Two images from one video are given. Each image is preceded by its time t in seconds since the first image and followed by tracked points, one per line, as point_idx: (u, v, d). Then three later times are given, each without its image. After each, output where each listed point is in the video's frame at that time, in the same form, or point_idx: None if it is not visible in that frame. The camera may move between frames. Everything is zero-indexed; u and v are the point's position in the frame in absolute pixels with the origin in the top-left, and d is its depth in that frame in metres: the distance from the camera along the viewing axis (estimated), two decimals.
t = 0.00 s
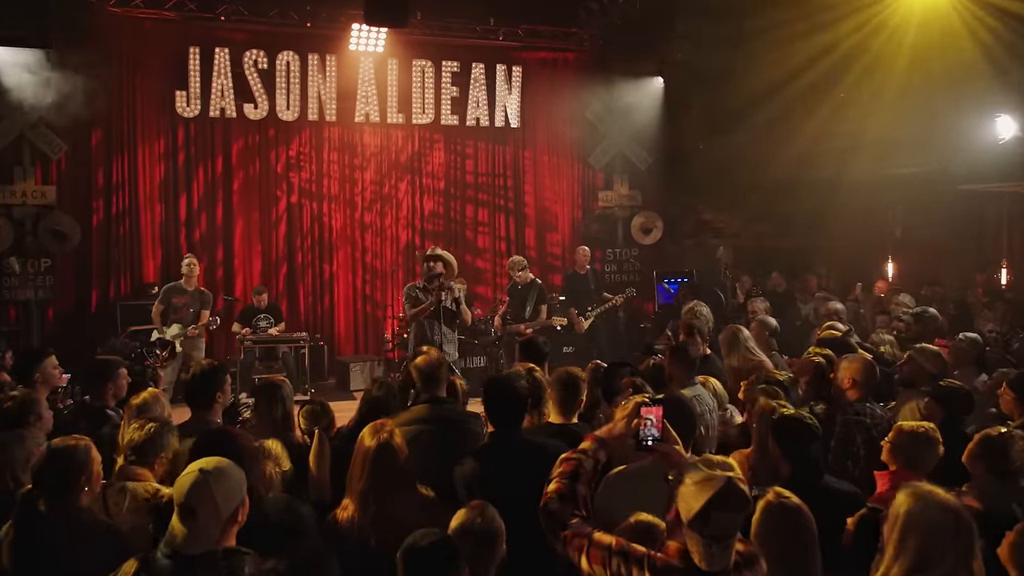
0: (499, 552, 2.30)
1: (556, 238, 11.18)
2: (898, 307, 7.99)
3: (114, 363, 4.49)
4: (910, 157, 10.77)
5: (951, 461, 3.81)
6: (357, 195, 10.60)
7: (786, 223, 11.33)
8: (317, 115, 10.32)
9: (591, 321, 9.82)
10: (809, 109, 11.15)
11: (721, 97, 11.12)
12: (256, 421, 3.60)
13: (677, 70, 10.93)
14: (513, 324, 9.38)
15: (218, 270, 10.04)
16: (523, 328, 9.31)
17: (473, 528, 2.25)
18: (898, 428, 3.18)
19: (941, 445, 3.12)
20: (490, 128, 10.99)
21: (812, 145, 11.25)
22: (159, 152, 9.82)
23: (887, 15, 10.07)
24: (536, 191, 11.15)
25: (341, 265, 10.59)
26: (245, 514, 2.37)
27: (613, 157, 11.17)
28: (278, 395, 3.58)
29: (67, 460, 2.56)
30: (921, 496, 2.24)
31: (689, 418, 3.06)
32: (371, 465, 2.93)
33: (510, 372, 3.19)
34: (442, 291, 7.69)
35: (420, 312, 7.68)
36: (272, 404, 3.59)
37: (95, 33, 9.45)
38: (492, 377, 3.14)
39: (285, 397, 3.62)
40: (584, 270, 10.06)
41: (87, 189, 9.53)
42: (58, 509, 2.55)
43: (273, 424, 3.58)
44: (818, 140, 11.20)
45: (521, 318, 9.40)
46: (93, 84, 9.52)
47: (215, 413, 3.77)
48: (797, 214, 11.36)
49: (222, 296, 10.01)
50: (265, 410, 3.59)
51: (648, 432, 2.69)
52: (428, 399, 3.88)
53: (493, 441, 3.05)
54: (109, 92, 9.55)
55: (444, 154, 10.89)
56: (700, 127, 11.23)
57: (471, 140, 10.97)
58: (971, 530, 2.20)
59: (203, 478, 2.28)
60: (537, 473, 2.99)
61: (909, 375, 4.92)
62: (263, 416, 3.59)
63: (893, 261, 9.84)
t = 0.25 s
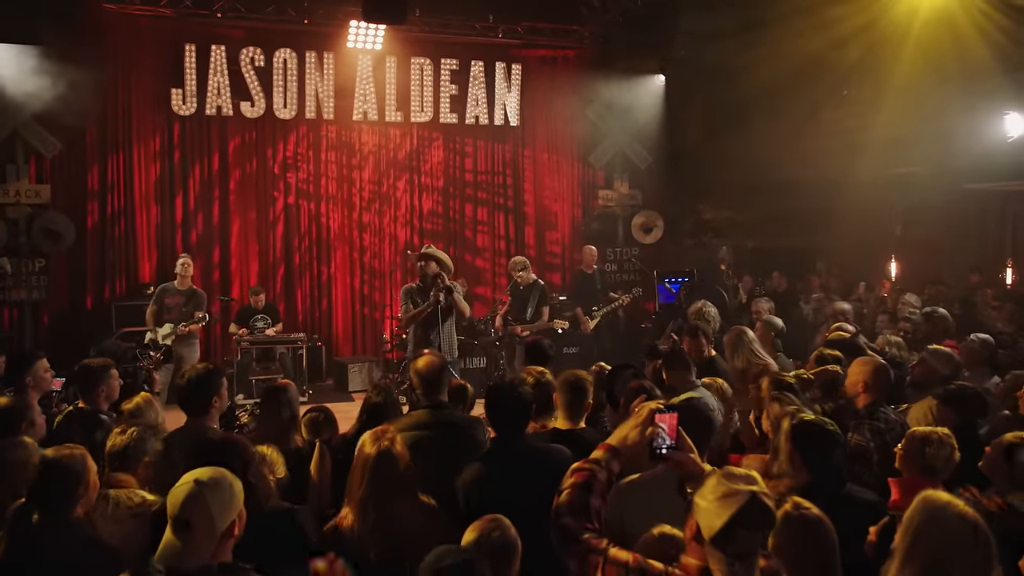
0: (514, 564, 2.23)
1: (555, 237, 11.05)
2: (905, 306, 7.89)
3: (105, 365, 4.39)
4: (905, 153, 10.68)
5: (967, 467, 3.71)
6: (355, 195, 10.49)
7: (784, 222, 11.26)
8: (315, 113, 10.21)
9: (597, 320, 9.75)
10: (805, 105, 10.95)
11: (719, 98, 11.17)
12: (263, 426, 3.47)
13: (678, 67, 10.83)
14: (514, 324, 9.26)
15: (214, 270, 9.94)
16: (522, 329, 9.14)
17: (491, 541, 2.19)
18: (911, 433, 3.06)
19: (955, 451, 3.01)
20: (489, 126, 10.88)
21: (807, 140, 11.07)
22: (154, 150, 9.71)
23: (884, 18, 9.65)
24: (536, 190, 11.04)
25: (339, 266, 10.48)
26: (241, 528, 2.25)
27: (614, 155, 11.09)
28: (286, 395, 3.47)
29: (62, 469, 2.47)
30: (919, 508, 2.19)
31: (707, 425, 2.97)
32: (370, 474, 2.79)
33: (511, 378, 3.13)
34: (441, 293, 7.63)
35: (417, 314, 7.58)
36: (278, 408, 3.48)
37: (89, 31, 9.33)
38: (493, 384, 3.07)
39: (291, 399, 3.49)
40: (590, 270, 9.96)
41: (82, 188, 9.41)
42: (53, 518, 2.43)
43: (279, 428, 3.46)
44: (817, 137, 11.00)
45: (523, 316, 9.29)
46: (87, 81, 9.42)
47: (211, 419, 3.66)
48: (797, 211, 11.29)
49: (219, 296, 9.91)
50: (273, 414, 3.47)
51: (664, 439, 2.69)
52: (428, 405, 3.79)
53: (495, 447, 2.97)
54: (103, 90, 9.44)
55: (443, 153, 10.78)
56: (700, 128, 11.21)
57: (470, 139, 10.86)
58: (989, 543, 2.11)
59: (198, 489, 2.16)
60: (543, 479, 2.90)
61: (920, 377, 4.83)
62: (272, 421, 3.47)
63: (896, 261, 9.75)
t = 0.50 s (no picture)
0: None
1: (556, 234, 10.95)
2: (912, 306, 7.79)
3: (99, 366, 4.26)
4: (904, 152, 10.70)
5: (986, 473, 3.62)
6: (355, 193, 10.39)
7: (782, 220, 11.02)
8: (314, 110, 10.11)
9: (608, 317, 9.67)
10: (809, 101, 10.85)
11: (723, 92, 10.99)
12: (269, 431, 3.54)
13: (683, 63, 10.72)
14: (516, 323, 9.20)
15: (212, 269, 9.83)
16: (524, 327, 9.10)
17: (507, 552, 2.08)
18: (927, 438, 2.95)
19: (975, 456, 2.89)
20: (490, 122, 10.76)
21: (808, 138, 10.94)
22: (151, 147, 9.59)
23: (892, 14, 9.74)
24: (537, 188, 10.93)
25: (339, 265, 10.38)
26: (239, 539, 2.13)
27: (615, 153, 10.96)
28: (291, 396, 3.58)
29: (60, 483, 2.28)
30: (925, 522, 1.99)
31: (724, 432, 2.97)
32: (364, 477, 2.51)
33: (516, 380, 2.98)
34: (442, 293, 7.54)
35: (417, 315, 7.49)
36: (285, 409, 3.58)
37: (85, 26, 9.21)
38: (497, 385, 2.93)
39: (298, 400, 3.61)
40: (601, 267, 9.90)
41: (78, 186, 9.29)
42: (54, 536, 2.25)
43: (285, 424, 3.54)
44: (821, 133, 10.91)
45: (526, 314, 9.22)
46: (83, 77, 9.29)
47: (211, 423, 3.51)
48: (796, 209, 11.04)
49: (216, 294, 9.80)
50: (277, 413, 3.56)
51: (677, 448, 2.66)
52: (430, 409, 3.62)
53: (501, 453, 2.84)
54: (99, 87, 9.32)
55: (442, 149, 10.66)
56: (702, 124, 11.05)
57: (470, 136, 10.74)
58: (995, 556, 1.94)
59: (195, 499, 2.05)
60: (551, 486, 2.80)
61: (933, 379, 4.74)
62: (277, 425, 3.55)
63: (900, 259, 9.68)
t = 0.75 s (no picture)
0: None
1: (559, 230, 10.81)
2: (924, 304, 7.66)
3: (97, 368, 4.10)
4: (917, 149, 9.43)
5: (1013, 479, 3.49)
6: (355, 189, 10.24)
7: (789, 214, 10.32)
8: (314, 104, 9.96)
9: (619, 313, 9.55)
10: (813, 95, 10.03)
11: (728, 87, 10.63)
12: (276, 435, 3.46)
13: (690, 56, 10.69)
14: (520, 321, 9.11)
15: (210, 266, 9.69)
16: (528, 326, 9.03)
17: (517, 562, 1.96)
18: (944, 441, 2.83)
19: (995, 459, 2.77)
20: (492, 117, 10.61)
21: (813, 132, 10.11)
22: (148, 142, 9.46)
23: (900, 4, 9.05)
24: (540, 183, 10.79)
25: (339, 264, 10.25)
26: (239, 553, 2.03)
27: (619, 148, 10.89)
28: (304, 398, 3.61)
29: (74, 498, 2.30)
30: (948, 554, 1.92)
31: (744, 438, 2.93)
32: (358, 491, 2.60)
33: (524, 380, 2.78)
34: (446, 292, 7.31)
35: (419, 314, 7.36)
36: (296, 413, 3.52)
37: (81, 19, 9.06)
38: (507, 386, 2.73)
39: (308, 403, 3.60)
40: (610, 264, 9.78)
41: (74, 182, 9.15)
42: (60, 554, 2.28)
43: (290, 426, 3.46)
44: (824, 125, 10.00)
45: (529, 314, 9.22)
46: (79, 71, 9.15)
47: (211, 428, 3.31)
48: (802, 207, 10.26)
49: (215, 292, 9.67)
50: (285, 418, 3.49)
51: (700, 459, 2.56)
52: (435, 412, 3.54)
53: (510, 458, 2.66)
54: (96, 81, 9.17)
55: (443, 144, 10.51)
56: (705, 120, 10.86)
57: (472, 131, 10.59)
58: None
59: (190, 514, 1.95)
60: (564, 495, 2.63)
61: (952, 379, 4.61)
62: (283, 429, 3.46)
63: (908, 256, 9.57)
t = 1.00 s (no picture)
0: None
1: (563, 224, 10.54)
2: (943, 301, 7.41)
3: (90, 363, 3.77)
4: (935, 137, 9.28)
5: None
6: (355, 182, 9.99)
7: (802, 207, 10.14)
8: (311, 96, 9.70)
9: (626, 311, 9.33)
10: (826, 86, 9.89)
11: (737, 77, 10.46)
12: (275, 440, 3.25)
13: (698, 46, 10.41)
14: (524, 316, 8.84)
15: (206, 262, 9.44)
16: (532, 322, 8.79)
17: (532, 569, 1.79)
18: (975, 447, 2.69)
19: None
20: (494, 108, 10.33)
21: (826, 124, 9.95)
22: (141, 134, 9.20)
23: None
24: (544, 177, 10.52)
25: (338, 259, 10.00)
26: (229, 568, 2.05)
27: (625, 140, 10.61)
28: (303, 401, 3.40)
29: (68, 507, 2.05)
30: (1011, 567, 1.79)
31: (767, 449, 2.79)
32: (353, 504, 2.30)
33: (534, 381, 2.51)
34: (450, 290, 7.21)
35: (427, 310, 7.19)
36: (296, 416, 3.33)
37: (70, 8, 8.80)
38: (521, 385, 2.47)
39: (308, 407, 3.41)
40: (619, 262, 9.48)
41: (64, 176, 8.89)
42: (53, 566, 2.02)
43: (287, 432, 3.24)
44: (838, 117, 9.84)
45: (535, 308, 8.94)
46: (68, 61, 8.88)
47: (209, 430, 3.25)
48: (815, 202, 10.08)
49: (211, 288, 9.43)
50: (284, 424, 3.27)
51: (726, 470, 2.49)
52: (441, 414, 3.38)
53: (518, 465, 2.41)
54: (86, 72, 8.92)
55: (445, 136, 10.24)
56: (714, 110, 10.63)
57: (474, 123, 10.32)
58: None
59: (183, 529, 1.95)
60: (574, 507, 2.36)
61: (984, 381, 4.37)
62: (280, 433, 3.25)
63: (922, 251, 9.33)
